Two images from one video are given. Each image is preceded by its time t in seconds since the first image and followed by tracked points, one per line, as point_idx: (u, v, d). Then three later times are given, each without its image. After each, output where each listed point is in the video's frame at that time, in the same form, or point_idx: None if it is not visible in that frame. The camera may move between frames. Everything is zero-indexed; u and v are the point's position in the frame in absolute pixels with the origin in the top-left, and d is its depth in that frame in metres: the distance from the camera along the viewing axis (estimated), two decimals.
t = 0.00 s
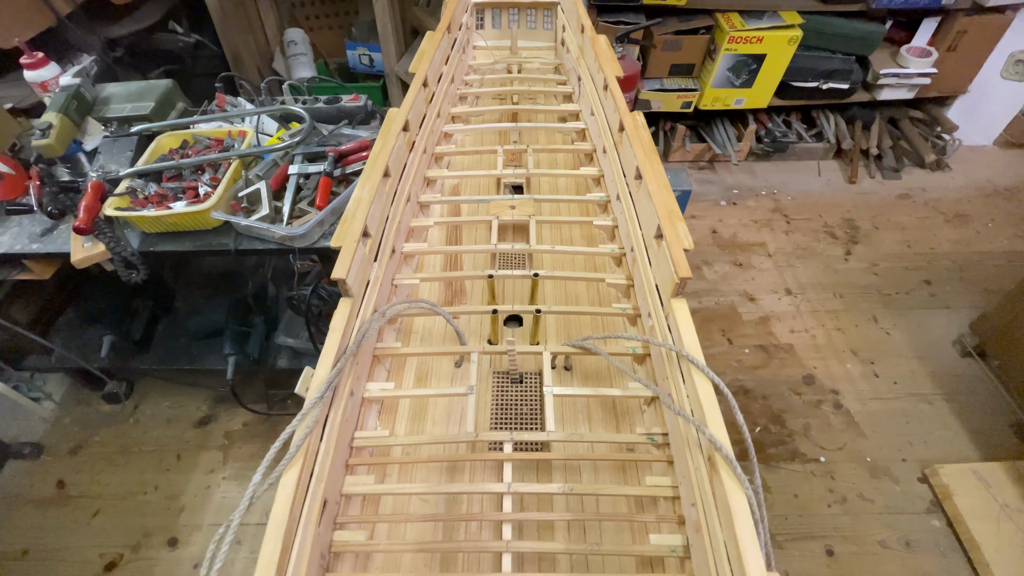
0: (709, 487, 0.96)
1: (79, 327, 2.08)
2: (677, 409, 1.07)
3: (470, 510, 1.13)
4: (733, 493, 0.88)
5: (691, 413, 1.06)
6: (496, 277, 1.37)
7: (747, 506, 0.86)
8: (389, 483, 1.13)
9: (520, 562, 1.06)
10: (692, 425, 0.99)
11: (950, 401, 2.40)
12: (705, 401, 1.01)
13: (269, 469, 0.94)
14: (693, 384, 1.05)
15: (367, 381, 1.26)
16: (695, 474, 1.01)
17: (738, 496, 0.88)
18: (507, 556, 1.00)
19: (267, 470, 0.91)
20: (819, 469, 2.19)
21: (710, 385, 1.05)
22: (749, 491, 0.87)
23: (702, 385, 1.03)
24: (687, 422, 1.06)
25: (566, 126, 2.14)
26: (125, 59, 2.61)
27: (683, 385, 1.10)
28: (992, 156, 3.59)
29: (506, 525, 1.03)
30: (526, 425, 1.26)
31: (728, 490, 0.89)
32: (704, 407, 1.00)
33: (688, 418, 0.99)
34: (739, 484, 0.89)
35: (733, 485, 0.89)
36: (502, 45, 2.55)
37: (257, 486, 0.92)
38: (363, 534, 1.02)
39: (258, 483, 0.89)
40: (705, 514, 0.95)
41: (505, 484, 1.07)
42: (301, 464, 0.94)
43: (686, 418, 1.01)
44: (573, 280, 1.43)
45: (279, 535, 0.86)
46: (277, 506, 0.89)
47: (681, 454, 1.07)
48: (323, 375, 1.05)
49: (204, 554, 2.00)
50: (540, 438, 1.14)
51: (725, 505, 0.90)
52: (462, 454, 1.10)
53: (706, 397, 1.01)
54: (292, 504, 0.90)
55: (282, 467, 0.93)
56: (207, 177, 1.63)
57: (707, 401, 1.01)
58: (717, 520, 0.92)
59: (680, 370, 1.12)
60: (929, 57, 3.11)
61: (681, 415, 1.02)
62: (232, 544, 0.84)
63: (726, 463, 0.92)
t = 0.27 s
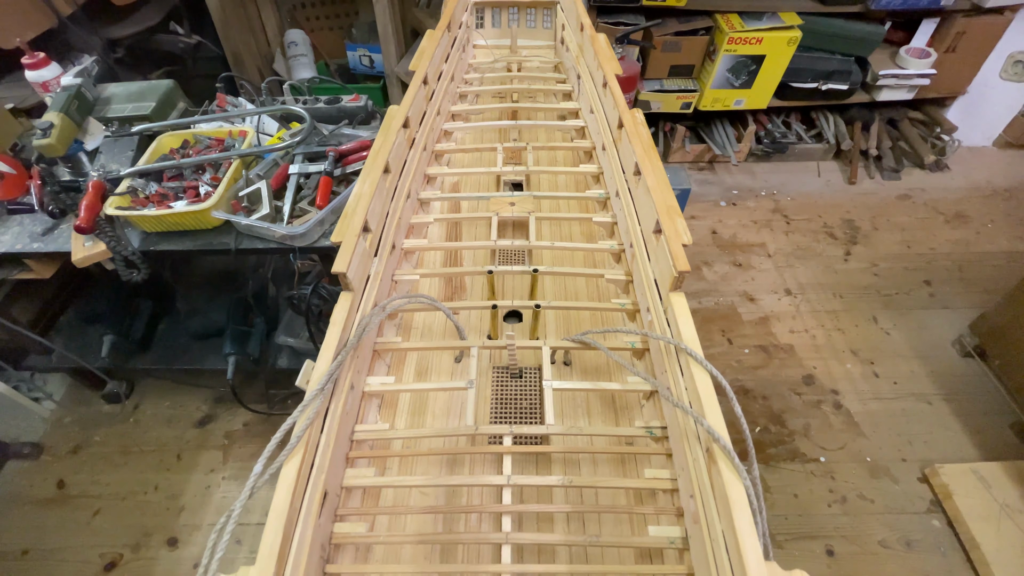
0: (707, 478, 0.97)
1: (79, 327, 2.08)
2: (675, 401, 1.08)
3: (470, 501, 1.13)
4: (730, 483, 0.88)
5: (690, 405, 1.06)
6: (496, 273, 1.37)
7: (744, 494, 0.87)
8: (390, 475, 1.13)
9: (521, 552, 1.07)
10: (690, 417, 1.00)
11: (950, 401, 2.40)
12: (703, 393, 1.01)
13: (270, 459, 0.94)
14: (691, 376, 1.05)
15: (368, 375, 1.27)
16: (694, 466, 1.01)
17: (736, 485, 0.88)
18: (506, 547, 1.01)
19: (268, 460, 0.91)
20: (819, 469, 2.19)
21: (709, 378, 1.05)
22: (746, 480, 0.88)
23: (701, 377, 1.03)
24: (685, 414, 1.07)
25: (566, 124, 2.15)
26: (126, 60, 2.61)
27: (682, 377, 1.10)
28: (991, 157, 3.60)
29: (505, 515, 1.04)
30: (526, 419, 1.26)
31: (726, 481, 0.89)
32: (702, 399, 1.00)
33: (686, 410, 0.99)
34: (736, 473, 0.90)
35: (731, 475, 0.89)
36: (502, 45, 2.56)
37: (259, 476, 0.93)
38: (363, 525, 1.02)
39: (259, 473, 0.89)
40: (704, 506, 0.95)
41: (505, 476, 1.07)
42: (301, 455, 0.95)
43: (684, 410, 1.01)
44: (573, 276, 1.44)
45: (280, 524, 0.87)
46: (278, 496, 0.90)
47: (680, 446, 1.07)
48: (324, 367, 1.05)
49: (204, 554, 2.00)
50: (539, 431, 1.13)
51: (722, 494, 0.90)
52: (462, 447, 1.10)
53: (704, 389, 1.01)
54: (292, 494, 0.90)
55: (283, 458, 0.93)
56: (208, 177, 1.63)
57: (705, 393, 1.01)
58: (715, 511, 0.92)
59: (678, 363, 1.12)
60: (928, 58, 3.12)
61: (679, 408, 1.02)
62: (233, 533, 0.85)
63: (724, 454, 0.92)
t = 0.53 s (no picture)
0: (707, 469, 0.98)
1: (81, 327, 2.09)
2: (677, 394, 1.09)
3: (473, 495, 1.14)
4: (731, 473, 0.90)
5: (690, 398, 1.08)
6: (498, 270, 1.38)
7: (744, 484, 0.88)
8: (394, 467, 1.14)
9: (524, 544, 1.08)
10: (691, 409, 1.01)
11: (950, 401, 2.41)
12: (703, 385, 1.03)
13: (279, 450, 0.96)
14: (691, 369, 1.07)
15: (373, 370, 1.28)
16: (694, 457, 1.03)
17: (736, 475, 0.90)
18: (510, 537, 1.02)
19: (278, 451, 0.93)
20: (818, 469, 2.19)
21: (709, 371, 1.06)
22: (746, 471, 0.89)
23: (701, 370, 1.05)
24: (686, 407, 1.08)
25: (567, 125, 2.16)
26: (128, 62, 2.63)
27: (682, 371, 1.12)
28: (990, 158, 3.61)
29: (508, 506, 1.05)
30: (529, 413, 1.28)
31: (726, 471, 0.91)
32: (702, 392, 1.02)
33: (687, 403, 1.01)
34: (736, 463, 0.91)
35: (731, 466, 0.91)
36: (503, 45, 2.57)
37: (268, 466, 0.94)
38: (369, 516, 1.04)
39: (269, 463, 0.91)
40: (704, 496, 0.97)
41: (508, 469, 1.09)
42: (310, 446, 0.96)
43: (684, 402, 1.03)
44: (574, 274, 1.45)
45: (290, 513, 0.88)
46: (287, 486, 0.91)
47: (681, 438, 1.09)
48: (332, 361, 1.07)
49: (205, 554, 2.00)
50: (542, 425, 1.15)
51: (723, 485, 0.92)
52: (467, 440, 1.12)
53: (705, 382, 1.03)
54: (302, 484, 0.92)
55: (292, 448, 0.95)
56: (211, 177, 1.64)
57: (706, 385, 1.02)
58: (716, 501, 0.94)
59: (678, 357, 1.14)
60: (927, 59, 3.13)
61: (680, 400, 1.03)
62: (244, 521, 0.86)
63: (724, 446, 0.94)
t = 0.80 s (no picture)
0: (701, 449, 1.01)
1: (82, 325, 2.09)
2: (671, 379, 1.11)
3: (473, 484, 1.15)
4: (724, 451, 0.92)
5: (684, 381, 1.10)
6: (497, 261, 1.39)
7: (737, 462, 0.91)
8: (395, 452, 1.17)
9: (522, 525, 1.09)
10: (685, 391, 1.04)
11: (948, 400, 2.42)
12: (697, 368, 1.05)
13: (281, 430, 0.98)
14: (686, 353, 1.09)
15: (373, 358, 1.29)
16: (688, 439, 1.05)
17: (729, 454, 0.93)
18: (508, 520, 1.04)
19: (280, 430, 0.95)
20: (817, 467, 2.20)
21: (703, 355, 1.09)
22: (739, 449, 0.92)
23: (695, 354, 1.07)
24: (680, 390, 1.10)
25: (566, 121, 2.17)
26: (129, 62, 2.64)
27: (677, 356, 1.14)
28: (988, 158, 3.62)
29: (508, 500, 1.06)
30: (526, 398, 1.29)
31: (719, 450, 0.93)
32: (697, 374, 1.04)
33: (681, 385, 1.03)
34: (729, 442, 0.94)
35: (723, 445, 0.94)
36: (503, 43, 2.58)
37: (271, 445, 0.96)
38: (369, 498, 1.06)
39: (272, 442, 0.93)
40: (698, 475, 0.99)
41: (507, 453, 1.10)
42: (312, 427, 0.98)
43: (679, 385, 1.05)
44: (572, 264, 1.46)
45: (292, 490, 0.90)
46: (289, 464, 0.93)
47: (676, 421, 1.11)
48: (332, 345, 1.09)
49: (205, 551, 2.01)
50: (540, 410, 1.16)
51: (716, 464, 0.94)
52: (465, 425, 1.13)
53: (699, 365, 1.05)
54: (303, 462, 0.93)
55: (294, 429, 0.97)
56: (212, 175, 1.66)
57: (700, 369, 1.05)
58: (709, 480, 0.96)
59: (673, 342, 1.16)
60: (926, 59, 3.14)
61: (675, 382, 1.05)
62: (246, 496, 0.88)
63: (717, 425, 0.97)
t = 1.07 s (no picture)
0: (699, 438, 1.02)
1: (84, 325, 2.10)
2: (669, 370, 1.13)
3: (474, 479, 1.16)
4: (720, 439, 0.93)
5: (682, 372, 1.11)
6: (499, 257, 1.40)
7: (733, 449, 0.92)
8: (399, 442, 1.18)
9: (524, 512, 1.11)
10: (683, 380, 1.05)
11: (948, 400, 2.42)
12: (695, 359, 1.06)
13: (289, 419, 1.00)
14: (684, 344, 1.10)
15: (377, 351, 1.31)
16: (686, 428, 1.06)
17: (725, 441, 0.94)
18: (510, 507, 1.05)
19: (288, 419, 0.97)
20: (817, 466, 2.21)
21: (701, 346, 1.10)
22: (735, 437, 0.93)
23: (693, 345, 1.08)
24: (679, 381, 1.11)
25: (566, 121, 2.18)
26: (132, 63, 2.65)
27: (676, 347, 1.15)
28: (987, 159, 3.63)
29: (509, 495, 1.06)
30: (528, 390, 1.32)
31: (716, 438, 0.94)
32: (694, 365, 1.05)
33: (679, 375, 1.04)
34: (726, 430, 0.95)
35: (720, 432, 0.95)
36: (504, 43, 2.59)
37: (278, 435, 0.98)
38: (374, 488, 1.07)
39: (280, 430, 0.95)
40: (696, 464, 1.00)
41: (509, 442, 1.12)
42: (318, 416, 1.00)
43: (677, 375, 1.06)
44: (572, 260, 1.47)
45: (299, 478, 0.92)
46: (296, 452, 0.95)
47: (674, 411, 1.12)
48: (339, 337, 1.11)
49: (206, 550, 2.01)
50: (542, 402, 1.17)
51: (714, 451, 0.95)
52: (468, 416, 1.15)
53: (697, 356, 1.07)
54: (311, 450, 0.95)
55: (301, 417, 0.99)
56: (214, 175, 1.67)
57: (698, 359, 1.06)
58: (707, 468, 0.97)
59: (672, 334, 1.17)
60: (924, 61, 3.15)
61: (673, 372, 1.07)
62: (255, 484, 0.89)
63: (715, 415, 0.98)
